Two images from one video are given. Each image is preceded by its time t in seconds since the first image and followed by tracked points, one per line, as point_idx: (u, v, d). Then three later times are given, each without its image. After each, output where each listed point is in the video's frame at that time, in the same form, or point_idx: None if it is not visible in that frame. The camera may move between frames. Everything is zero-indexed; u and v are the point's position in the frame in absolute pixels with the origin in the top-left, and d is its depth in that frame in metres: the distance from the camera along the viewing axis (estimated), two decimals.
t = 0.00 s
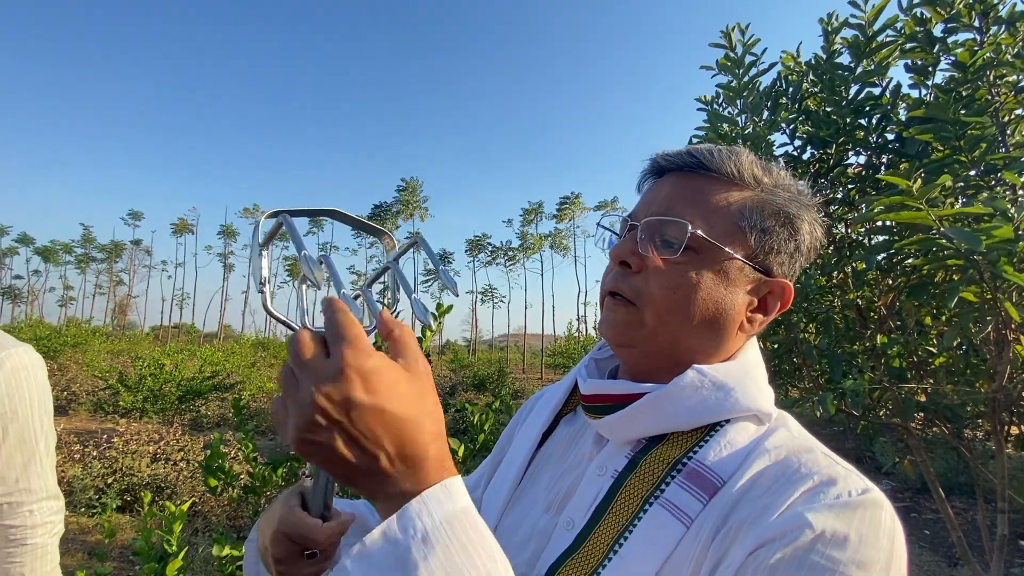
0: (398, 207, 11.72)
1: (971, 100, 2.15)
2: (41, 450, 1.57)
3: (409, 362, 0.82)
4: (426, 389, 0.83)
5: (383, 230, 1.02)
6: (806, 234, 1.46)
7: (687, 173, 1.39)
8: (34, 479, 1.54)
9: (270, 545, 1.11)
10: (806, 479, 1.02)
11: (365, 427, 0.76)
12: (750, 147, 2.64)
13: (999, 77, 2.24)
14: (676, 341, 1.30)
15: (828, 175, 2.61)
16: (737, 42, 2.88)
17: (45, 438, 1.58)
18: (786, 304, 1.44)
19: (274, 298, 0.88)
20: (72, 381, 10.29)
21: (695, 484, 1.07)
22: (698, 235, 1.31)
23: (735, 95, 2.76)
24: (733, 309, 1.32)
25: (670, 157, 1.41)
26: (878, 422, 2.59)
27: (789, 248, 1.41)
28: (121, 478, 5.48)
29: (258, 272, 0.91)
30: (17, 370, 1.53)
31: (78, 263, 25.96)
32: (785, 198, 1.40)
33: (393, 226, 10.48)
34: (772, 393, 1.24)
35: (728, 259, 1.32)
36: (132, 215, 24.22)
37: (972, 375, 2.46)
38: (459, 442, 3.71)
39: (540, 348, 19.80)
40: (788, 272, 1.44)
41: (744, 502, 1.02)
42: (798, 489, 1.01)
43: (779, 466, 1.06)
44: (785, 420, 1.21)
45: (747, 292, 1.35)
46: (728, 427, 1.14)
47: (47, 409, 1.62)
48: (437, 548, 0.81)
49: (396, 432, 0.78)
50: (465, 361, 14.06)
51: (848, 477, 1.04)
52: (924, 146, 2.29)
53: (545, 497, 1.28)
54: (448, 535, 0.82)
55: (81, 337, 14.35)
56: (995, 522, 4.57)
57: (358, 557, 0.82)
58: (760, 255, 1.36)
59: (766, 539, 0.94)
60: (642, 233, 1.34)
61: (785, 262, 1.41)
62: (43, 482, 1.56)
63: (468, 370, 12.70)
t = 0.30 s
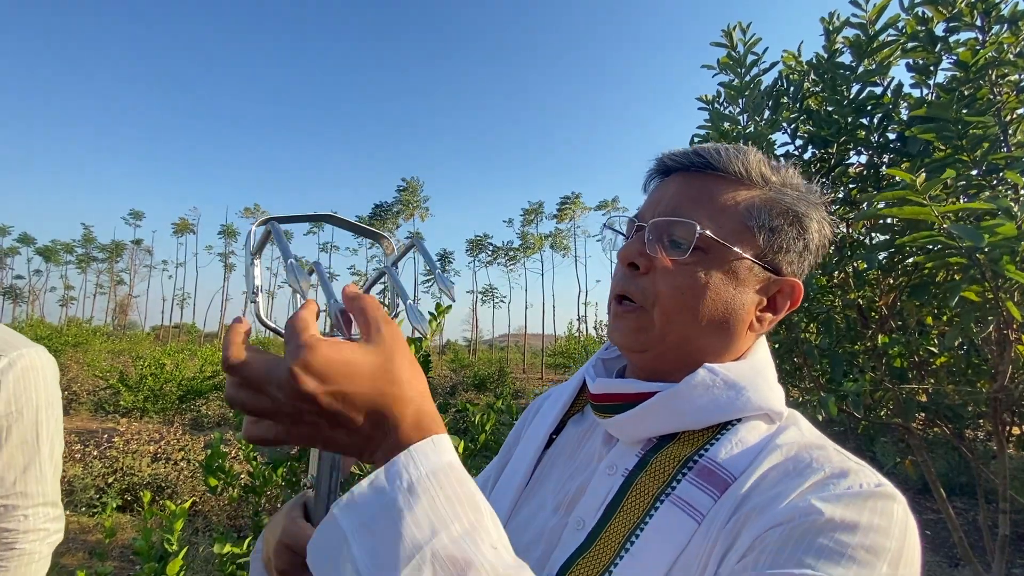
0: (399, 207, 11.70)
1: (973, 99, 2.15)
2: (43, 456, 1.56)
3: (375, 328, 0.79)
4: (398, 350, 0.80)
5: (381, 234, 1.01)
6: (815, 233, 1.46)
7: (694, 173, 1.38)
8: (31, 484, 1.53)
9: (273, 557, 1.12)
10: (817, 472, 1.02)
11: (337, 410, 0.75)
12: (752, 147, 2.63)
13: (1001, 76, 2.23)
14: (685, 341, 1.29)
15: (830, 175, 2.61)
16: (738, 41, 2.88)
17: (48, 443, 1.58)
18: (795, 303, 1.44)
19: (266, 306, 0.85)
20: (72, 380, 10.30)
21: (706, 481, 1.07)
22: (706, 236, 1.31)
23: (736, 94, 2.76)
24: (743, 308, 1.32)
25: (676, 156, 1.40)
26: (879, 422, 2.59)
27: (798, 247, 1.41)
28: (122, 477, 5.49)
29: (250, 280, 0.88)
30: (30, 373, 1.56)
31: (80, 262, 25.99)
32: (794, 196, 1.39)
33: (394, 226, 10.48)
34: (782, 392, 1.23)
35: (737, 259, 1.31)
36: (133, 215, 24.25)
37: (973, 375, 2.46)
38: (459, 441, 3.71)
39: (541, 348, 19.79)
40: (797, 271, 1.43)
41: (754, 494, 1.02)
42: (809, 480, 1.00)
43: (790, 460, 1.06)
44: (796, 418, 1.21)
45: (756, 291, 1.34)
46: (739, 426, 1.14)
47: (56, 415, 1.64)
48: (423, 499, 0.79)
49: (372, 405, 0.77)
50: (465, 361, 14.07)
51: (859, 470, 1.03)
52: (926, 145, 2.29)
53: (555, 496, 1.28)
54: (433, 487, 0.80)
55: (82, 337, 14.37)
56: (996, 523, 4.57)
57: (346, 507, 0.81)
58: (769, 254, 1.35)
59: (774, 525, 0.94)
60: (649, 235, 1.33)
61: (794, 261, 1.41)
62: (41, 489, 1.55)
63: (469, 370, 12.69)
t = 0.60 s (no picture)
0: (399, 207, 11.68)
1: (976, 98, 2.14)
2: (50, 451, 1.55)
3: (389, 351, 0.81)
4: (409, 372, 0.82)
5: (385, 236, 1.00)
6: (815, 231, 1.45)
7: (694, 172, 1.38)
8: (34, 478, 1.51)
9: (273, 561, 1.13)
10: (822, 471, 1.01)
11: (348, 428, 0.76)
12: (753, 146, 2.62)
13: (1003, 75, 2.22)
14: (686, 340, 1.28)
15: (831, 174, 2.60)
16: (740, 40, 2.87)
17: (58, 440, 1.57)
18: (796, 301, 1.43)
19: (266, 310, 0.84)
20: (73, 380, 10.30)
21: (710, 481, 1.06)
22: (707, 235, 1.30)
23: (738, 93, 2.75)
24: (744, 307, 1.31)
25: (676, 156, 1.39)
26: (881, 422, 2.58)
27: (799, 245, 1.40)
28: (123, 477, 5.49)
29: (252, 283, 0.88)
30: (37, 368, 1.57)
31: (81, 262, 26.01)
32: (794, 195, 1.39)
33: (395, 225, 10.47)
34: (783, 390, 1.22)
35: (738, 258, 1.31)
36: (134, 215, 24.28)
37: (974, 375, 2.45)
38: (460, 441, 3.70)
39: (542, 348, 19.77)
40: (798, 270, 1.42)
41: (758, 494, 1.02)
42: (813, 481, 1.00)
43: (794, 460, 1.05)
44: (799, 416, 1.20)
45: (757, 290, 1.34)
46: (741, 425, 1.13)
47: (69, 414, 1.63)
48: (435, 523, 0.81)
49: (382, 426, 0.78)
50: (466, 361, 14.07)
51: (863, 469, 1.03)
52: (928, 144, 2.28)
53: (557, 497, 1.28)
54: (446, 512, 0.82)
55: (83, 337, 14.38)
56: (997, 524, 4.55)
57: (362, 532, 0.83)
58: (770, 253, 1.35)
59: (782, 529, 0.94)
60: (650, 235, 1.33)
61: (795, 260, 1.40)
62: (47, 485, 1.53)
63: (469, 370, 12.69)
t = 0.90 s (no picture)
0: (401, 207, 11.67)
1: (979, 96, 2.13)
2: (13, 448, 1.58)
3: (404, 390, 0.85)
4: (425, 415, 0.86)
5: (394, 235, 1.06)
6: (816, 231, 1.44)
7: (694, 173, 1.37)
8: None
9: (275, 559, 1.12)
10: (825, 477, 1.01)
11: (367, 467, 0.78)
12: (755, 146, 2.61)
13: (1006, 74, 2.21)
14: (687, 343, 1.28)
15: (833, 174, 2.59)
16: (741, 40, 2.86)
17: (25, 439, 1.61)
18: (796, 302, 1.42)
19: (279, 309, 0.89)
20: (76, 380, 10.32)
21: (711, 484, 1.05)
22: (707, 237, 1.29)
23: (739, 93, 2.74)
24: (745, 309, 1.31)
25: (675, 156, 1.39)
26: (883, 422, 2.57)
27: (799, 245, 1.39)
28: (125, 477, 5.49)
29: (266, 280, 0.93)
30: (20, 364, 1.64)
31: (83, 262, 26.06)
32: (794, 195, 1.38)
33: (396, 225, 10.46)
34: (784, 391, 1.21)
35: (739, 260, 1.30)
36: (136, 215, 24.33)
37: (978, 374, 2.43)
38: (461, 441, 3.70)
39: (543, 348, 19.76)
40: (799, 270, 1.42)
41: (762, 502, 1.01)
42: (817, 488, 0.99)
43: (797, 465, 1.04)
44: (799, 417, 1.19)
45: (758, 291, 1.33)
46: (742, 426, 1.12)
47: (49, 416, 1.69)
48: (451, 565, 0.85)
49: (400, 468, 0.82)
50: (467, 360, 14.06)
51: (867, 474, 1.02)
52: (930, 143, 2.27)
53: (557, 498, 1.27)
54: (461, 555, 0.86)
55: (86, 337, 14.39)
56: (1000, 524, 4.54)
57: None
58: (770, 254, 1.34)
59: (790, 539, 0.93)
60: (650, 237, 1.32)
61: (795, 260, 1.40)
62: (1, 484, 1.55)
63: (471, 370, 12.68)
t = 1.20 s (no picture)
0: (404, 207, 11.67)
1: (982, 96, 2.13)
2: (16, 447, 1.59)
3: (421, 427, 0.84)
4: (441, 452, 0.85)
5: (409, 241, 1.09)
6: (812, 230, 1.44)
7: (689, 176, 1.37)
8: None
9: (277, 554, 1.13)
10: (823, 477, 1.00)
11: (382, 509, 0.78)
12: (757, 146, 2.60)
13: (1010, 73, 2.20)
14: (686, 345, 1.28)
15: (836, 174, 2.57)
16: (743, 39, 2.86)
17: (28, 438, 1.62)
18: (795, 302, 1.42)
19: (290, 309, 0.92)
20: (81, 380, 10.35)
21: (708, 484, 1.05)
22: (706, 239, 1.29)
23: (741, 92, 2.73)
24: (744, 310, 1.30)
25: (671, 160, 1.39)
26: (887, 423, 2.56)
27: (796, 245, 1.39)
28: (129, 476, 5.51)
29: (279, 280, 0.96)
30: (19, 362, 1.64)
31: (87, 262, 26.15)
32: (789, 195, 1.38)
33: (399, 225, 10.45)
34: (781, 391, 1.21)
35: (737, 261, 1.30)
36: (140, 216, 24.41)
37: (982, 375, 2.42)
38: (463, 442, 3.70)
39: (546, 347, 19.75)
40: (796, 270, 1.42)
41: (760, 504, 1.01)
42: (815, 489, 0.99)
43: (794, 465, 1.04)
44: (796, 417, 1.19)
45: (757, 292, 1.33)
46: (738, 426, 1.12)
47: (51, 413, 1.70)
48: None
49: (417, 511, 0.82)
50: (470, 360, 14.06)
51: (864, 472, 1.02)
52: (933, 143, 2.27)
53: (556, 498, 1.27)
54: None
55: (90, 337, 14.44)
56: (1005, 525, 4.52)
57: None
58: (768, 255, 1.34)
59: (789, 545, 0.93)
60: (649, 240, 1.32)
61: (793, 260, 1.39)
62: (4, 482, 1.55)
63: (474, 370, 12.68)
